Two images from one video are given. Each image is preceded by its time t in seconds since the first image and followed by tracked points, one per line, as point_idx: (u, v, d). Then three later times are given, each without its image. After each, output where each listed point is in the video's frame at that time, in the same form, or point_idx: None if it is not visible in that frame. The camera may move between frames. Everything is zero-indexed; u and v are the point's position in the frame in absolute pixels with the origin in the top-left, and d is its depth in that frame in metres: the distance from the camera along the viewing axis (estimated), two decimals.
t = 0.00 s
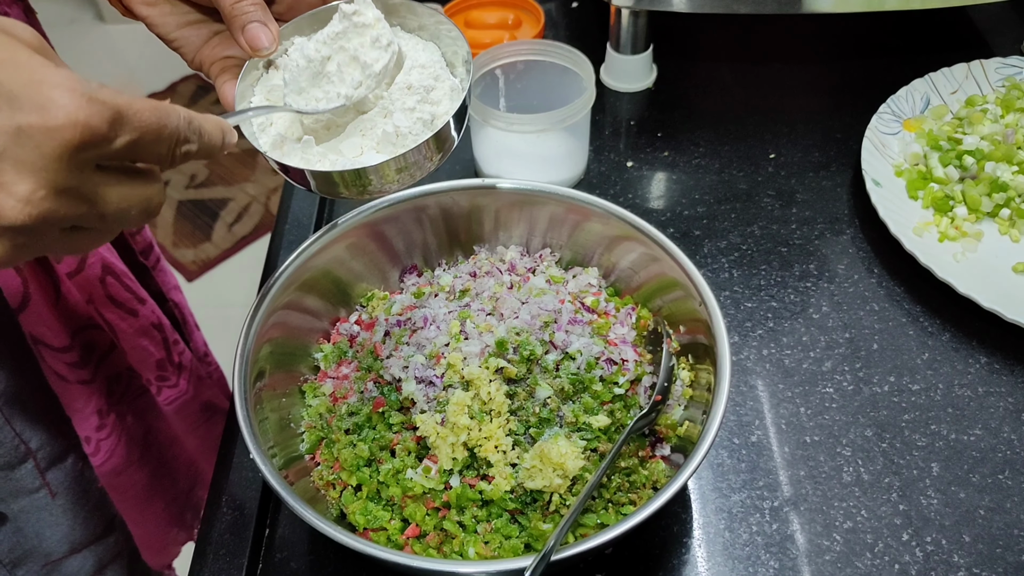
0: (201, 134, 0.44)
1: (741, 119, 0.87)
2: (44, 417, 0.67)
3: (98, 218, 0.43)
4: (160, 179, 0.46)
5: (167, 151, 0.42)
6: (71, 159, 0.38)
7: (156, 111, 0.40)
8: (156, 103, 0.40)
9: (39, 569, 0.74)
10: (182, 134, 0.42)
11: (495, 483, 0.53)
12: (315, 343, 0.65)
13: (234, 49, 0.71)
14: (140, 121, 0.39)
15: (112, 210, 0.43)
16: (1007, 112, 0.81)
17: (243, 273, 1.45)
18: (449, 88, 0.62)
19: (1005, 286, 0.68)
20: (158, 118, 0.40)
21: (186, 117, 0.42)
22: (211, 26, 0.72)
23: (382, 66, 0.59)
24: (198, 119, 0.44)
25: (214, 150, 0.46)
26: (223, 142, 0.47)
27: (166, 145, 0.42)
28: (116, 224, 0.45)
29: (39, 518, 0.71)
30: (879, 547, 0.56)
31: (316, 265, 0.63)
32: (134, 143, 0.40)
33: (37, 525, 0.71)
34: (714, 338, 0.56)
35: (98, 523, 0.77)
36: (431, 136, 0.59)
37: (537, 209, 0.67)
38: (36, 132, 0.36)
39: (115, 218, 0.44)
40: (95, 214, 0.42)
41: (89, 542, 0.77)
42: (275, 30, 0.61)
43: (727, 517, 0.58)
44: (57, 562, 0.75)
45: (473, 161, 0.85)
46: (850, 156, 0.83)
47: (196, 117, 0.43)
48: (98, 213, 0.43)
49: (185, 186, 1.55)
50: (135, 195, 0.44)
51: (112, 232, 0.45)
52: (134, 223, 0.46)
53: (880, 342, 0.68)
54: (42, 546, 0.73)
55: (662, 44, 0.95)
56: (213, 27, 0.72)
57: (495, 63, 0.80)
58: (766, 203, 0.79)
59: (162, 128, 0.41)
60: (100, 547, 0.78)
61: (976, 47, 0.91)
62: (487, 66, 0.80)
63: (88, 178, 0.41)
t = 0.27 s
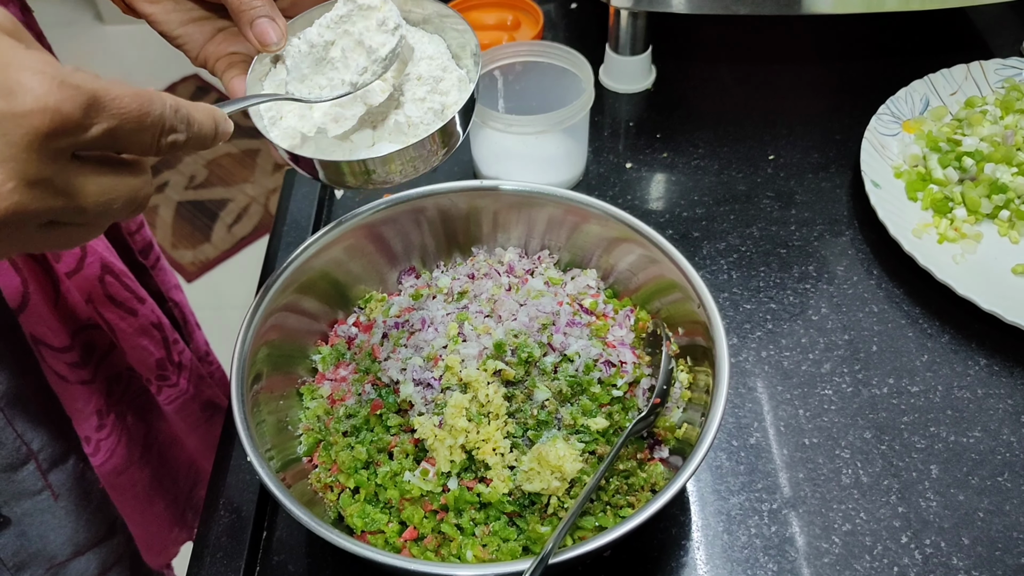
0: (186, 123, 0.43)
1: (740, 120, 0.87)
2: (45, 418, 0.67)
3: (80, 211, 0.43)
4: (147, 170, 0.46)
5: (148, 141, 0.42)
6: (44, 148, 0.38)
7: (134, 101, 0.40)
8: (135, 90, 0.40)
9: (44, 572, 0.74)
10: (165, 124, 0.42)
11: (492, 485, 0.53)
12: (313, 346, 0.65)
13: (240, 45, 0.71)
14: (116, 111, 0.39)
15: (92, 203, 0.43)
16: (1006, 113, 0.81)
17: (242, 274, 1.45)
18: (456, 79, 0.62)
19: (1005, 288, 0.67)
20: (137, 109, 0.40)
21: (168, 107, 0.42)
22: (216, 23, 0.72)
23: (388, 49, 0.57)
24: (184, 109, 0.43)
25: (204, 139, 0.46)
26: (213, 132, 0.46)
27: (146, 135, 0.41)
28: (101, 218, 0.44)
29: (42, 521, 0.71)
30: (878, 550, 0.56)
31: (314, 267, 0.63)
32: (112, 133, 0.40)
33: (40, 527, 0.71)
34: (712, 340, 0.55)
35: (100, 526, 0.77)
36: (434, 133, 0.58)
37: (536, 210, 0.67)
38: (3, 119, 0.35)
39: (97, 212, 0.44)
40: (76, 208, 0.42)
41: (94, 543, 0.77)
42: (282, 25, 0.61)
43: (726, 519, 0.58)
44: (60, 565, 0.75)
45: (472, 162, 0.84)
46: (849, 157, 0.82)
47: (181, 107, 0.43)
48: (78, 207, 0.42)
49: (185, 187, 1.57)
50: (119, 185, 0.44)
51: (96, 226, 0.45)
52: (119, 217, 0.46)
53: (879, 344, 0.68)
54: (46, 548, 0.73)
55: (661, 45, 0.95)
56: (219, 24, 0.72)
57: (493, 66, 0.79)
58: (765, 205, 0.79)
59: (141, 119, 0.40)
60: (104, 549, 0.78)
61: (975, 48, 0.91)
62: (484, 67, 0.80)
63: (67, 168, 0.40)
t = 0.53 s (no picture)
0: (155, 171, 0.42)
1: (739, 122, 0.87)
2: (40, 421, 0.68)
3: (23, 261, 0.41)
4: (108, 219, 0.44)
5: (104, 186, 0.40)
6: None
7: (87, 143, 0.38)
8: (91, 132, 0.38)
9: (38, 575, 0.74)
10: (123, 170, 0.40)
11: (490, 489, 0.53)
12: (311, 349, 0.65)
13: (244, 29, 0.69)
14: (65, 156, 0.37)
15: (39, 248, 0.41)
16: (1005, 115, 0.81)
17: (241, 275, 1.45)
18: (470, 29, 0.62)
19: (1004, 290, 0.67)
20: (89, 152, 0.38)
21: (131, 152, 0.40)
22: None
23: (400, 86, 0.53)
24: (152, 155, 0.41)
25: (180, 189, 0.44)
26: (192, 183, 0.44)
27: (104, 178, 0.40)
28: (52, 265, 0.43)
29: (37, 524, 0.71)
30: (877, 553, 0.56)
31: (312, 270, 0.63)
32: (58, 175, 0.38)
33: (36, 530, 0.71)
34: (711, 344, 0.55)
35: (95, 529, 0.77)
36: (440, 88, 0.57)
37: (534, 213, 0.67)
38: None
39: (45, 260, 0.42)
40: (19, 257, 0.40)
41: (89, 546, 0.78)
42: None
43: (724, 522, 0.58)
44: (57, 568, 0.75)
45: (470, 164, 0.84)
46: (848, 159, 0.82)
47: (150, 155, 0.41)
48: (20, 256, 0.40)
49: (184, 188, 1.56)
50: (66, 234, 0.42)
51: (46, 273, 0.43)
52: (71, 264, 0.43)
53: (878, 346, 0.68)
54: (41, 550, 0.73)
55: (660, 46, 0.95)
56: None
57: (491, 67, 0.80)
58: (764, 207, 0.79)
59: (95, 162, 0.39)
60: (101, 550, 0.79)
61: (974, 49, 0.91)
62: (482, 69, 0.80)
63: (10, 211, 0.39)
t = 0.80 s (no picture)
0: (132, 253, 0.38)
1: (739, 123, 0.87)
2: (33, 424, 0.68)
3: None
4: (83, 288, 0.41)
5: (70, 266, 0.37)
6: None
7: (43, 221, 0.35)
8: (66, 206, 0.36)
9: None
10: (89, 251, 0.37)
11: (488, 491, 0.53)
12: (308, 351, 0.65)
13: None
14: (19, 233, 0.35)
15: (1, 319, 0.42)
16: (1005, 116, 0.80)
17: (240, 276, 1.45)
18: None
19: (1004, 292, 0.67)
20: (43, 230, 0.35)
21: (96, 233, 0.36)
22: None
23: (405, 175, 0.54)
24: (127, 237, 0.37)
25: (169, 271, 0.39)
26: (183, 267, 0.39)
27: (69, 259, 0.36)
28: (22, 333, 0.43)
29: (32, 526, 0.71)
30: (876, 556, 0.56)
31: (310, 272, 0.62)
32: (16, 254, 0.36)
33: (30, 534, 0.71)
34: (710, 345, 0.55)
35: (90, 531, 0.77)
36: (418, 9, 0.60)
37: (533, 214, 0.66)
38: None
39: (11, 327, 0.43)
40: None
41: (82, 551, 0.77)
42: None
43: (723, 525, 0.58)
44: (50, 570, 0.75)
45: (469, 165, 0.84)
46: (848, 160, 0.82)
47: (125, 236, 0.37)
48: None
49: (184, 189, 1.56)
50: (31, 299, 0.39)
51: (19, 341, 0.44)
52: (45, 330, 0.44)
53: (878, 348, 0.68)
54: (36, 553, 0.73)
55: (659, 47, 0.95)
56: None
57: (490, 67, 0.80)
58: (764, 208, 0.79)
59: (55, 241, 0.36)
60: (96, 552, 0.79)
61: (974, 50, 0.91)
62: (481, 70, 0.80)
63: None
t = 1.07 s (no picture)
0: (161, 262, 0.34)
1: (738, 124, 0.87)
2: (38, 417, 0.69)
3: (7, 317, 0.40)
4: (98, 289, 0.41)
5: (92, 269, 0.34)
6: None
7: (67, 216, 0.33)
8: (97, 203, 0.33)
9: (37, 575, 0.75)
10: (112, 253, 0.33)
11: (488, 493, 0.53)
12: (307, 352, 0.65)
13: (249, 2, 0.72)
14: (40, 225, 0.33)
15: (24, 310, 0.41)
16: (1005, 117, 0.80)
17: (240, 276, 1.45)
18: None
19: (1003, 294, 0.67)
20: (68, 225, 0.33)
21: (121, 235, 0.33)
22: None
23: (407, 180, 0.54)
24: (152, 242, 0.34)
25: (197, 279, 0.36)
26: (214, 276, 0.37)
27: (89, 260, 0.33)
28: (40, 326, 0.42)
29: (37, 523, 0.73)
30: (875, 558, 0.56)
31: (310, 273, 0.62)
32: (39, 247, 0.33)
33: (34, 529, 0.73)
34: (710, 348, 0.55)
35: (94, 528, 0.78)
36: None
37: (533, 216, 0.66)
38: None
39: (31, 321, 0.41)
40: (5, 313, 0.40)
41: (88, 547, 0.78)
42: None
43: (723, 527, 0.58)
44: (55, 567, 0.76)
45: (469, 166, 0.84)
46: (847, 161, 0.82)
47: (152, 241, 0.34)
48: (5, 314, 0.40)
49: (183, 190, 1.56)
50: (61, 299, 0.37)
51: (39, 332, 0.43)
52: (63, 326, 0.43)
53: (877, 349, 0.68)
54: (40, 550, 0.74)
55: (659, 48, 0.95)
56: None
57: (490, 69, 0.80)
58: (763, 209, 0.79)
59: (77, 240, 0.33)
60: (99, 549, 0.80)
61: (974, 52, 0.91)
62: (480, 71, 0.80)
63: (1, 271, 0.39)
